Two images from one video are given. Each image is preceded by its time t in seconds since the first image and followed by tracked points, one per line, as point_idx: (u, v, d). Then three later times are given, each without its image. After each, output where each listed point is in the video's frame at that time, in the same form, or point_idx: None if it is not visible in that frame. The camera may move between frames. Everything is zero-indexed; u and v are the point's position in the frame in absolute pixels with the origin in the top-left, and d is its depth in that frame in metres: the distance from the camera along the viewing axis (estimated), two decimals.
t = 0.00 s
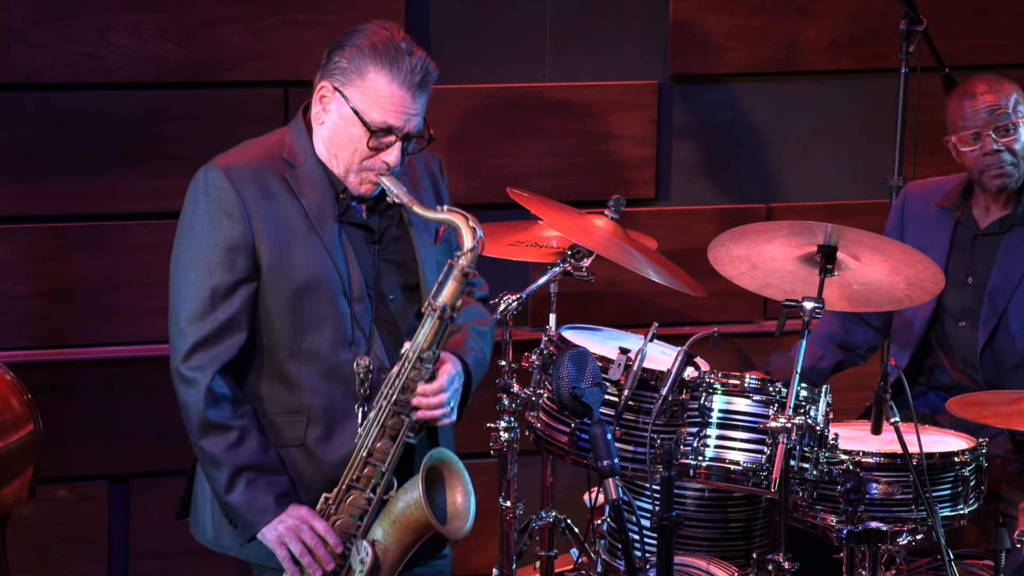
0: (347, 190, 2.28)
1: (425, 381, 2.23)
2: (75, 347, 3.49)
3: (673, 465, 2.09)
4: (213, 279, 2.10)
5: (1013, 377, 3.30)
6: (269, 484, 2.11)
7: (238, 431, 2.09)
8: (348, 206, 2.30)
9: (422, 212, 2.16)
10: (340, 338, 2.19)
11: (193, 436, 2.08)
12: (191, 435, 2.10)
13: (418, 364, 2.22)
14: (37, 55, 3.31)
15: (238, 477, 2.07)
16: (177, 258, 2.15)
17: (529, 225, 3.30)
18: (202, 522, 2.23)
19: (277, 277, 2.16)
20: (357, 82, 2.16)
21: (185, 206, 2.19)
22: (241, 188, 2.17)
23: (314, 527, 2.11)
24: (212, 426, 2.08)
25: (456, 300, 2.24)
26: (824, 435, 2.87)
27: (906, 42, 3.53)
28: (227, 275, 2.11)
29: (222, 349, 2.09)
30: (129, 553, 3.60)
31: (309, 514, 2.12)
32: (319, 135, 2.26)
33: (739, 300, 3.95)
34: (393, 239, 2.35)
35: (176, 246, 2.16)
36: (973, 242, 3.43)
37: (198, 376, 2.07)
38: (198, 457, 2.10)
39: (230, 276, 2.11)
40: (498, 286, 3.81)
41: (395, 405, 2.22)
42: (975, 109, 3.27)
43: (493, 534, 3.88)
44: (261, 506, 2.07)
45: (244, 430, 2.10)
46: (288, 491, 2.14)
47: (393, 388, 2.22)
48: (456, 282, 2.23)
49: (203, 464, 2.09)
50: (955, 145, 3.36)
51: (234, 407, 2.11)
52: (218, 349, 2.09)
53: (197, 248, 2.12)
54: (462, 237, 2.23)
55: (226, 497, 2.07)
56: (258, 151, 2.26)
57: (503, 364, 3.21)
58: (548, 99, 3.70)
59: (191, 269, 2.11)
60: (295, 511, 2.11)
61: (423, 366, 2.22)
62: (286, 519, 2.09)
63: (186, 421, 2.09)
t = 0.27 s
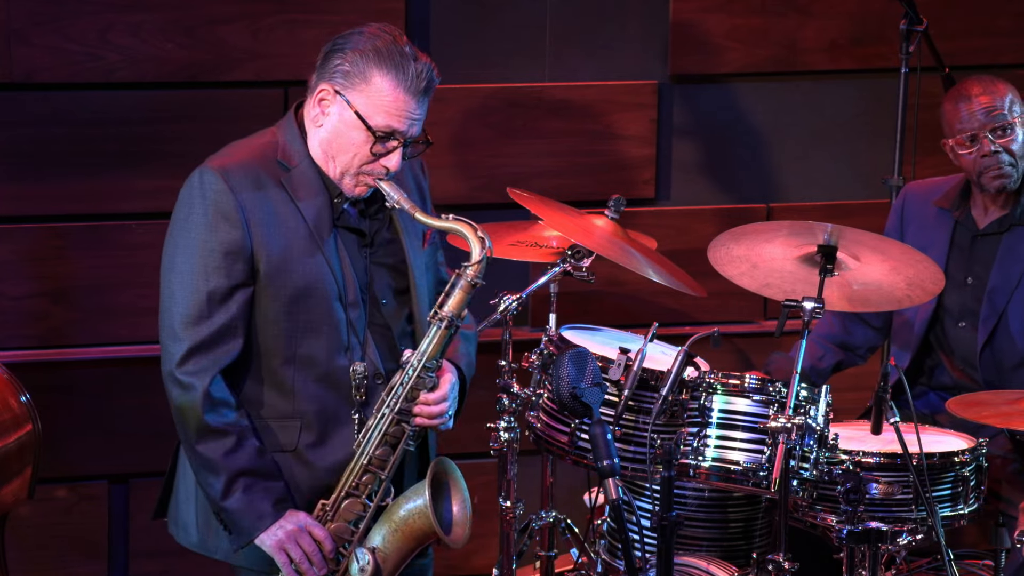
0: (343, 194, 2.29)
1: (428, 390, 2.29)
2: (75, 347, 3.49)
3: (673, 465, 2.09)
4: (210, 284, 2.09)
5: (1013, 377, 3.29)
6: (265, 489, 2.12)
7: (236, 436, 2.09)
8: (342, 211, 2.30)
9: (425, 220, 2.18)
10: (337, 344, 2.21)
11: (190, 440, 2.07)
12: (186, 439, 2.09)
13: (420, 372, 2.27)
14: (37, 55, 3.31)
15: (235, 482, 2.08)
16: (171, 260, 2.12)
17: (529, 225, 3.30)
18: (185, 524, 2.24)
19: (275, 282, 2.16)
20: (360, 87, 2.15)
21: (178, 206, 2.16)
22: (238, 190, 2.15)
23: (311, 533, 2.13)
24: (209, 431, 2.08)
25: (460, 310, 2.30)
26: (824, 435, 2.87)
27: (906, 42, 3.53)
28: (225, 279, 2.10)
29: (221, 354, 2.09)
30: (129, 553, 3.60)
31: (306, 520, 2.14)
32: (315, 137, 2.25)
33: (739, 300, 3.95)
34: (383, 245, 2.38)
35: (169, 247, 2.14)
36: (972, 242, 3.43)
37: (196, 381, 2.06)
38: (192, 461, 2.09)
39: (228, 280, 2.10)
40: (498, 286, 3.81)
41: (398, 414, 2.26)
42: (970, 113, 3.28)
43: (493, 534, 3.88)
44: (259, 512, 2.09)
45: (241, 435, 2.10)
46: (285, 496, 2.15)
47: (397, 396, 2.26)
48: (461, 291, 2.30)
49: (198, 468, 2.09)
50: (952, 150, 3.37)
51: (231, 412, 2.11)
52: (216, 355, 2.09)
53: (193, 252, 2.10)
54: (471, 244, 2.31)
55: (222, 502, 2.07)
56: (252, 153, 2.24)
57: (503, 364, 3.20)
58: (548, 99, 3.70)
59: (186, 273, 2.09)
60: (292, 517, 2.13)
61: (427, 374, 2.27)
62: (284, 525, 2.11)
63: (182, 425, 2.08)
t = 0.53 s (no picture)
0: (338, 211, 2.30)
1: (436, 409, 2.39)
2: (75, 347, 3.49)
3: (673, 465, 2.09)
4: (215, 306, 2.03)
5: (1012, 378, 3.30)
6: (274, 512, 2.09)
7: (246, 459, 2.06)
8: (336, 228, 2.31)
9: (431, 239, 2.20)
10: (339, 363, 2.20)
11: (200, 466, 2.02)
12: (192, 465, 2.03)
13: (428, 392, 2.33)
14: (37, 54, 3.31)
15: (246, 506, 2.04)
16: (169, 283, 2.05)
17: (529, 225, 3.30)
18: (182, 548, 2.20)
19: (279, 301, 2.13)
20: (364, 104, 2.14)
21: (173, 228, 2.10)
22: (238, 210, 2.11)
23: (323, 555, 2.10)
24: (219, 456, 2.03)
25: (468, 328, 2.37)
26: (824, 435, 2.87)
27: (906, 42, 3.53)
28: (229, 301, 2.05)
29: (229, 376, 2.05)
30: (128, 553, 3.60)
31: (318, 542, 2.12)
32: (308, 155, 2.23)
33: (739, 300, 3.95)
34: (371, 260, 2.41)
35: (166, 268, 2.07)
36: (971, 242, 3.43)
37: (205, 405, 2.01)
38: (200, 487, 2.04)
39: (232, 302, 2.06)
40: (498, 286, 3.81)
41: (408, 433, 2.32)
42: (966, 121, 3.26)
43: (493, 534, 3.88)
44: (273, 534, 2.06)
45: (251, 458, 2.07)
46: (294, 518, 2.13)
47: (410, 413, 2.32)
48: (472, 309, 2.35)
49: (206, 494, 2.04)
50: (950, 157, 3.35)
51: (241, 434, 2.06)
52: (224, 377, 2.04)
53: (196, 273, 2.04)
54: (484, 268, 2.35)
55: (235, 526, 2.03)
56: (244, 170, 2.19)
57: (503, 364, 3.20)
58: (548, 99, 3.70)
59: (188, 295, 2.03)
60: (304, 539, 2.11)
61: (437, 394, 2.35)
62: (297, 549, 2.09)
63: (189, 451, 2.02)
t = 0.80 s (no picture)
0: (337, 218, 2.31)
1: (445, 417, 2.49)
2: (75, 347, 3.49)
3: (673, 465, 2.09)
4: (225, 315, 2.01)
5: (1012, 378, 3.29)
6: (283, 520, 2.09)
7: (255, 468, 2.05)
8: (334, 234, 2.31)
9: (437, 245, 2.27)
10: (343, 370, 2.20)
11: (210, 476, 1.99)
12: (200, 476, 2.01)
13: (437, 400, 2.43)
14: (37, 55, 3.31)
15: (257, 515, 2.04)
16: (175, 291, 2.01)
17: (529, 225, 3.30)
18: (177, 556, 2.16)
19: (286, 310, 2.12)
20: (371, 110, 2.13)
21: (176, 234, 2.05)
22: (244, 216, 2.08)
23: (332, 562, 2.12)
24: (230, 466, 2.01)
25: (475, 335, 2.51)
26: (824, 435, 2.87)
27: (906, 42, 3.52)
28: (238, 310, 2.03)
29: (238, 385, 2.03)
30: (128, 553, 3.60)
31: (326, 550, 2.13)
32: (308, 160, 2.21)
33: (739, 300, 3.95)
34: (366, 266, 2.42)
35: (171, 276, 2.03)
36: (971, 242, 3.43)
37: (216, 415, 1.99)
38: (208, 498, 2.02)
39: (241, 310, 2.03)
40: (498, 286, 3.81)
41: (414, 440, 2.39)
42: (968, 110, 3.28)
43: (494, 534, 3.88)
44: (283, 542, 2.07)
45: (260, 467, 2.06)
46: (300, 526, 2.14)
47: (421, 421, 2.41)
48: (483, 316, 2.52)
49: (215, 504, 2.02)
50: (949, 147, 3.37)
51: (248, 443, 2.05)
52: (233, 387, 2.02)
53: (205, 282, 2.00)
54: (494, 277, 2.49)
55: (245, 535, 2.03)
56: (245, 174, 2.16)
57: (503, 364, 3.20)
58: (548, 99, 3.70)
59: (197, 304, 1.99)
60: (313, 547, 2.12)
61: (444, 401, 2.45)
62: (306, 557, 2.10)
63: (199, 462, 2.00)
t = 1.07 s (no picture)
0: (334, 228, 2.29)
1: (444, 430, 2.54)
2: (75, 347, 3.49)
3: (673, 465, 2.09)
4: (226, 325, 1.99)
5: (1012, 379, 3.30)
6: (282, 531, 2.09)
7: (256, 480, 2.04)
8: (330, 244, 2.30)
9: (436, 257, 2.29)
10: (342, 382, 2.20)
11: (211, 488, 1.98)
12: (201, 487, 1.99)
13: (439, 413, 2.47)
14: (37, 55, 3.31)
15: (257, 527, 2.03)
16: (176, 301, 1.99)
17: (529, 225, 3.30)
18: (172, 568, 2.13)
19: (286, 320, 2.10)
20: (375, 122, 2.12)
21: (176, 243, 2.02)
22: (246, 225, 2.06)
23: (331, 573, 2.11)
24: (230, 478, 2.00)
25: (474, 348, 2.55)
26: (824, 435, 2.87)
27: (906, 42, 3.52)
28: (239, 322, 2.01)
29: (239, 397, 2.02)
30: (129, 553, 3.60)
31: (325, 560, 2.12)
32: (308, 169, 2.19)
33: (739, 300, 3.95)
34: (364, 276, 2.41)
35: (171, 286, 2.00)
36: (972, 243, 3.43)
37: (217, 426, 1.97)
38: (208, 508, 2.00)
39: (241, 321, 2.02)
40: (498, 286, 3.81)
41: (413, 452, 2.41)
42: (976, 106, 3.29)
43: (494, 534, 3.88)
44: (283, 553, 2.06)
45: (259, 478, 2.05)
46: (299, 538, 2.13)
47: (420, 433, 2.45)
48: (485, 329, 2.56)
49: (215, 515, 2.00)
50: (957, 143, 3.37)
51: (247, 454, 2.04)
52: (234, 398, 2.01)
53: (206, 292, 1.98)
54: (494, 290, 2.55)
55: (245, 547, 2.02)
56: (244, 183, 2.14)
57: (503, 364, 3.20)
58: (548, 99, 3.70)
59: (199, 315, 1.97)
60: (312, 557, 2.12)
61: (442, 414, 2.49)
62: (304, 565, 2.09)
63: (199, 473, 1.99)
